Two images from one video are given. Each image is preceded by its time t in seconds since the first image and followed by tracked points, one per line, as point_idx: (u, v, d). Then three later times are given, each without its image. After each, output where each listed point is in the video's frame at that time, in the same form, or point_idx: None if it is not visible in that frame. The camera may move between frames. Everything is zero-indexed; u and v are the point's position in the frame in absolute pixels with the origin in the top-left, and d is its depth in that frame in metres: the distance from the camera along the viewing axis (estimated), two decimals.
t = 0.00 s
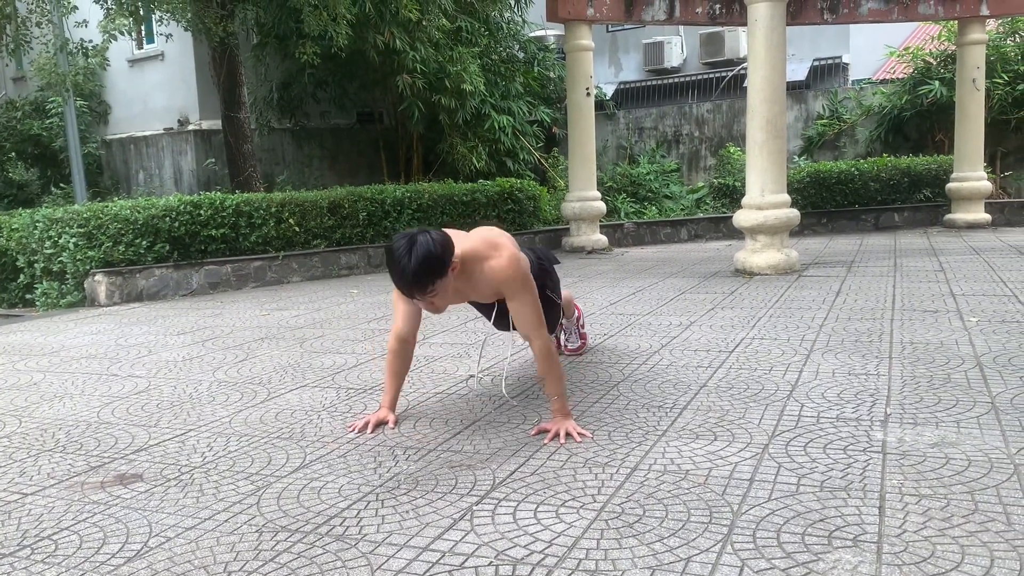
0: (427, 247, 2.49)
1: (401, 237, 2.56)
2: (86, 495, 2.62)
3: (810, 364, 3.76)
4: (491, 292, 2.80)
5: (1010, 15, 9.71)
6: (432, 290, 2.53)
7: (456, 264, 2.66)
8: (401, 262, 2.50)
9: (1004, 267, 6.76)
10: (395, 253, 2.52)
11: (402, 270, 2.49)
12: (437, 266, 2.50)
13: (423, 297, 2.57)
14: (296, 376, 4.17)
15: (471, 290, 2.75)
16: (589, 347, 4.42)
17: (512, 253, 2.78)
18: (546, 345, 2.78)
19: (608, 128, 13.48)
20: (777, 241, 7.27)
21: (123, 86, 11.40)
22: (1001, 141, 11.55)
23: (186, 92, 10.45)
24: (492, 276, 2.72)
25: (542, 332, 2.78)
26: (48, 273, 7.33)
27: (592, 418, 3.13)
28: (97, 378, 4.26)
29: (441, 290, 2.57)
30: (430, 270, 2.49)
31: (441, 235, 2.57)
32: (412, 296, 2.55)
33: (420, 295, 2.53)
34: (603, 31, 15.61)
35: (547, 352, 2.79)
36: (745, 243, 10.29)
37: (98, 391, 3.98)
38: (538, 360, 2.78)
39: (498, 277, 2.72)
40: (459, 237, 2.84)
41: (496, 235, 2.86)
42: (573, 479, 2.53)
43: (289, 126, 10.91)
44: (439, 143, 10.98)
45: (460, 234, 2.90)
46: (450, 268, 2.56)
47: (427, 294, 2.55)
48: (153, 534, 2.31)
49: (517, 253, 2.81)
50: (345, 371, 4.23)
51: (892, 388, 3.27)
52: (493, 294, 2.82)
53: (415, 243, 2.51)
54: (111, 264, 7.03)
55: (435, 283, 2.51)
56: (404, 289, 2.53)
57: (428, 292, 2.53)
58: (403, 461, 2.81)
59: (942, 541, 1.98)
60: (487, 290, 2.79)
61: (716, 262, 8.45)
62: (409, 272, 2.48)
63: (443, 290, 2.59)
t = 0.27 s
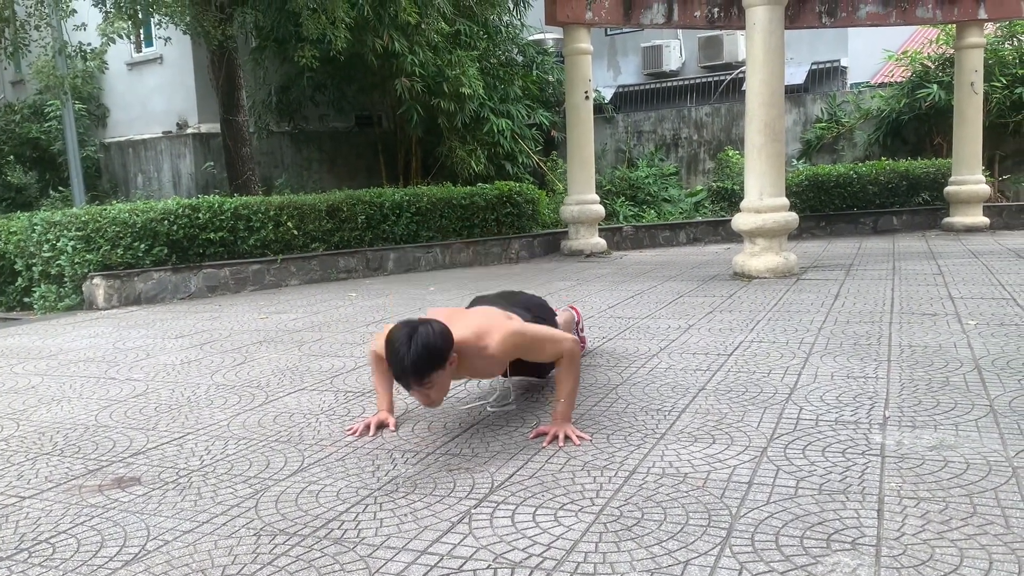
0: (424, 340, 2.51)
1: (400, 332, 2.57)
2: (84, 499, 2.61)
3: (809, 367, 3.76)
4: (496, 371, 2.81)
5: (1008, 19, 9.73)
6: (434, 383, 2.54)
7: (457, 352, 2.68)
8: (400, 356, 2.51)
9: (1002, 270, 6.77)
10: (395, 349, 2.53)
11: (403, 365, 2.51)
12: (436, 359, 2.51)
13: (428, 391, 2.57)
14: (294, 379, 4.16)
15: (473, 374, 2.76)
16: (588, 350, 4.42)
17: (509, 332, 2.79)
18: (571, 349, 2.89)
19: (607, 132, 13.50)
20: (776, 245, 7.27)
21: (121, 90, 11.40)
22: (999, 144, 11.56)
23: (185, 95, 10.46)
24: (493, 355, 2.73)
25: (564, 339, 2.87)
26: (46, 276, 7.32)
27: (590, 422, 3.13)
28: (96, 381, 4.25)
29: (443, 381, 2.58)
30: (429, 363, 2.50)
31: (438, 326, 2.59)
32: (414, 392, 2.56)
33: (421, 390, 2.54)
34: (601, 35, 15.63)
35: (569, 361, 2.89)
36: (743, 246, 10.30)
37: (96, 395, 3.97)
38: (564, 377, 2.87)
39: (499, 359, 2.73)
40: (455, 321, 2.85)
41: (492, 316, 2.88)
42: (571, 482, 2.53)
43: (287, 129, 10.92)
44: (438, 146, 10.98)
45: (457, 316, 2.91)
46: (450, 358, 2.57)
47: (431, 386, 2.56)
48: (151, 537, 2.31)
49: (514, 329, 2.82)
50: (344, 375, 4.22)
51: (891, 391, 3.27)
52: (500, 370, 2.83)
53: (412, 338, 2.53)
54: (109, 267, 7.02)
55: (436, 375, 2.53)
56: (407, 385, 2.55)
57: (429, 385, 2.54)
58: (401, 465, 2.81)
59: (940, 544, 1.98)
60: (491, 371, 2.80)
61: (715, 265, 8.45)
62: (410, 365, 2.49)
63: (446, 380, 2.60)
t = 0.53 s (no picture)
0: (420, 386, 2.50)
1: (395, 377, 2.56)
2: (81, 500, 2.61)
3: (806, 369, 3.76)
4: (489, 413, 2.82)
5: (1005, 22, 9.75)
6: (428, 428, 2.54)
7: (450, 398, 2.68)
8: (395, 399, 2.50)
9: (999, 273, 6.78)
10: (390, 392, 2.52)
11: (398, 412, 2.50)
12: (432, 404, 2.52)
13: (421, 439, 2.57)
14: (292, 381, 4.16)
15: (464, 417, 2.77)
16: (585, 352, 4.42)
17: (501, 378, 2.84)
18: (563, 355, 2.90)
19: (605, 134, 13.51)
20: (774, 247, 7.29)
21: (119, 91, 11.40)
22: (997, 147, 11.59)
23: (184, 96, 10.46)
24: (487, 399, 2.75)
25: (553, 347, 2.89)
26: (44, 277, 7.31)
27: (588, 424, 3.13)
28: (93, 383, 4.25)
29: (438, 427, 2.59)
30: (425, 408, 2.50)
31: (434, 371, 2.59)
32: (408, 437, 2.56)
33: (415, 435, 2.54)
34: (599, 38, 15.65)
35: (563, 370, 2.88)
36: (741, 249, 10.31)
37: (94, 396, 3.97)
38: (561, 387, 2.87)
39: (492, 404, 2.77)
40: (447, 366, 2.86)
41: (484, 361, 2.90)
42: (569, 484, 2.53)
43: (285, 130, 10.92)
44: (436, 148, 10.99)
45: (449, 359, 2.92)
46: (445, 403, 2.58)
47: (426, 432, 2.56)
48: (148, 539, 2.31)
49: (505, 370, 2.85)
50: (342, 376, 4.22)
51: (888, 393, 3.28)
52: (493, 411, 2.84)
53: (408, 383, 2.52)
54: (107, 268, 7.01)
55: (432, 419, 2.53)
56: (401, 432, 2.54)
57: (424, 431, 2.54)
58: (399, 466, 2.81)
59: (937, 546, 1.98)
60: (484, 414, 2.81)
61: (713, 267, 8.46)
62: (405, 410, 2.48)
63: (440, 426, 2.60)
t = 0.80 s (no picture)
0: (418, 314, 2.53)
1: (394, 304, 2.60)
2: (80, 502, 2.61)
3: (803, 371, 3.77)
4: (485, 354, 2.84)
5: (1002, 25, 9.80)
6: (426, 356, 2.56)
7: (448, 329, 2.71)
8: (393, 328, 2.54)
9: (996, 275, 6.79)
10: (387, 320, 2.56)
11: (397, 341, 2.53)
12: (429, 332, 2.54)
13: (420, 365, 2.60)
14: (290, 383, 4.16)
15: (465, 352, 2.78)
16: (583, 354, 4.43)
17: (503, 310, 2.83)
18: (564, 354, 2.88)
19: (603, 136, 13.53)
20: (771, 249, 7.30)
21: (118, 93, 11.40)
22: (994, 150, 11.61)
23: (182, 98, 10.46)
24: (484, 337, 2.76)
25: (563, 346, 2.87)
26: (41, 279, 7.30)
27: (586, 426, 3.14)
28: (91, 384, 4.25)
29: (436, 354, 2.61)
30: (422, 337, 2.52)
31: (433, 300, 2.62)
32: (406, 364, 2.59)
33: (413, 362, 2.56)
34: (597, 40, 15.67)
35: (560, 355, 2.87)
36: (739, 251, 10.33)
37: (92, 397, 3.97)
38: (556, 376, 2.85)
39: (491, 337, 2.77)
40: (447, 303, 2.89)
41: (484, 298, 2.92)
42: (566, 486, 2.54)
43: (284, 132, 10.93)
44: (434, 150, 11.00)
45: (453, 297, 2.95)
46: (443, 332, 2.60)
47: (424, 359, 2.59)
48: (146, 540, 2.31)
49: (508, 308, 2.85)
50: (339, 378, 4.22)
51: (884, 395, 3.29)
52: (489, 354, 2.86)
53: (406, 312, 2.56)
54: (105, 269, 7.01)
55: (429, 347, 2.55)
56: (400, 359, 2.57)
57: (422, 357, 2.56)
58: (397, 468, 2.81)
59: (932, 548, 1.99)
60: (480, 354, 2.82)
61: (710, 270, 8.47)
62: (402, 339, 2.51)
63: (438, 355, 2.63)
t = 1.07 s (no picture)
0: (423, 252, 2.52)
1: (400, 238, 2.59)
2: (79, 505, 2.61)
3: (802, 376, 3.78)
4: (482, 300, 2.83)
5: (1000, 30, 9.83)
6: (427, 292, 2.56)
7: (450, 268, 2.70)
8: (396, 262, 2.54)
9: (995, 280, 6.80)
10: (390, 253, 2.55)
11: (400, 275, 2.53)
12: (433, 269, 2.53)
13: (417, 299, 2.61)
14: (288, 386, 4.16)
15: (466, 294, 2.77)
16: (582, 358, 4.43)
17: (508, 259, 2.81)
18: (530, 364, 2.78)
19: (602, 140, 13.55)
20: (770, 253, 7.30)
21: (117, 96, 11.42)
22: (992, 154, 11.64)
23: (182, 102, 10.47)
24: (484, 282, 2.75)
25: (523, 353, 2.76)
26: (41, 282, 7.30)
27: (584, 429, 3.14)
28: (90, 388, 4.25)
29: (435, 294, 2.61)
30: (424, 274, 2.52)
31: (438, 238, 2.61)
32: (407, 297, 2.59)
33: (414, 296, 2.56)
34: (596, 44, 15.70)
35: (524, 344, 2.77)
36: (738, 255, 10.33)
37: (91, 401, 3.97)
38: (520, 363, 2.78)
39: (492, 284, 2.75)
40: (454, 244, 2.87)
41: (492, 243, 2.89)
42: (565, 490, 2.54)
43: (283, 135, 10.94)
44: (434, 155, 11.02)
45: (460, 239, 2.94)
46: (446, 272, 2.59)
47: (425, 295, 2.59)
48: (145, 544, 2.31)
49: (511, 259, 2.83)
50: (338, 382, 4.22)
51: (883, 399, 3.30)
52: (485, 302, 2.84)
53: (411, 248, 2.55)
54: (104, 273, 7.01)
55: (431, 284, 2.55)
56: (400, 293, 2.58)
57: (425, 292, 2.56)
58: (396, 472, 2.81)
59: (931, 552, 2.00)
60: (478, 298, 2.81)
61: (709, 273, 8.48)
62: (406, 276, 2.51)
63: (438, 292, 2.63)
